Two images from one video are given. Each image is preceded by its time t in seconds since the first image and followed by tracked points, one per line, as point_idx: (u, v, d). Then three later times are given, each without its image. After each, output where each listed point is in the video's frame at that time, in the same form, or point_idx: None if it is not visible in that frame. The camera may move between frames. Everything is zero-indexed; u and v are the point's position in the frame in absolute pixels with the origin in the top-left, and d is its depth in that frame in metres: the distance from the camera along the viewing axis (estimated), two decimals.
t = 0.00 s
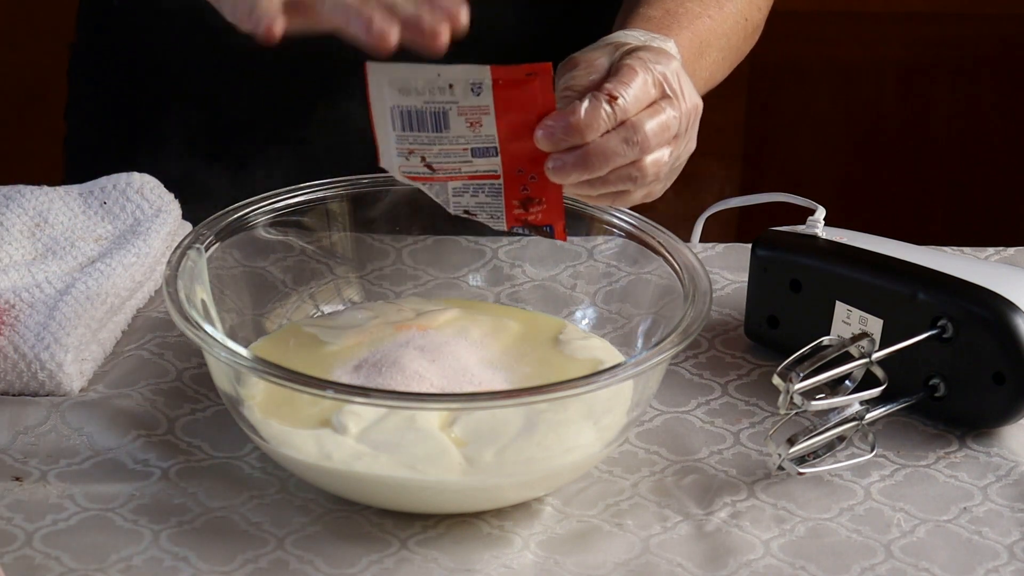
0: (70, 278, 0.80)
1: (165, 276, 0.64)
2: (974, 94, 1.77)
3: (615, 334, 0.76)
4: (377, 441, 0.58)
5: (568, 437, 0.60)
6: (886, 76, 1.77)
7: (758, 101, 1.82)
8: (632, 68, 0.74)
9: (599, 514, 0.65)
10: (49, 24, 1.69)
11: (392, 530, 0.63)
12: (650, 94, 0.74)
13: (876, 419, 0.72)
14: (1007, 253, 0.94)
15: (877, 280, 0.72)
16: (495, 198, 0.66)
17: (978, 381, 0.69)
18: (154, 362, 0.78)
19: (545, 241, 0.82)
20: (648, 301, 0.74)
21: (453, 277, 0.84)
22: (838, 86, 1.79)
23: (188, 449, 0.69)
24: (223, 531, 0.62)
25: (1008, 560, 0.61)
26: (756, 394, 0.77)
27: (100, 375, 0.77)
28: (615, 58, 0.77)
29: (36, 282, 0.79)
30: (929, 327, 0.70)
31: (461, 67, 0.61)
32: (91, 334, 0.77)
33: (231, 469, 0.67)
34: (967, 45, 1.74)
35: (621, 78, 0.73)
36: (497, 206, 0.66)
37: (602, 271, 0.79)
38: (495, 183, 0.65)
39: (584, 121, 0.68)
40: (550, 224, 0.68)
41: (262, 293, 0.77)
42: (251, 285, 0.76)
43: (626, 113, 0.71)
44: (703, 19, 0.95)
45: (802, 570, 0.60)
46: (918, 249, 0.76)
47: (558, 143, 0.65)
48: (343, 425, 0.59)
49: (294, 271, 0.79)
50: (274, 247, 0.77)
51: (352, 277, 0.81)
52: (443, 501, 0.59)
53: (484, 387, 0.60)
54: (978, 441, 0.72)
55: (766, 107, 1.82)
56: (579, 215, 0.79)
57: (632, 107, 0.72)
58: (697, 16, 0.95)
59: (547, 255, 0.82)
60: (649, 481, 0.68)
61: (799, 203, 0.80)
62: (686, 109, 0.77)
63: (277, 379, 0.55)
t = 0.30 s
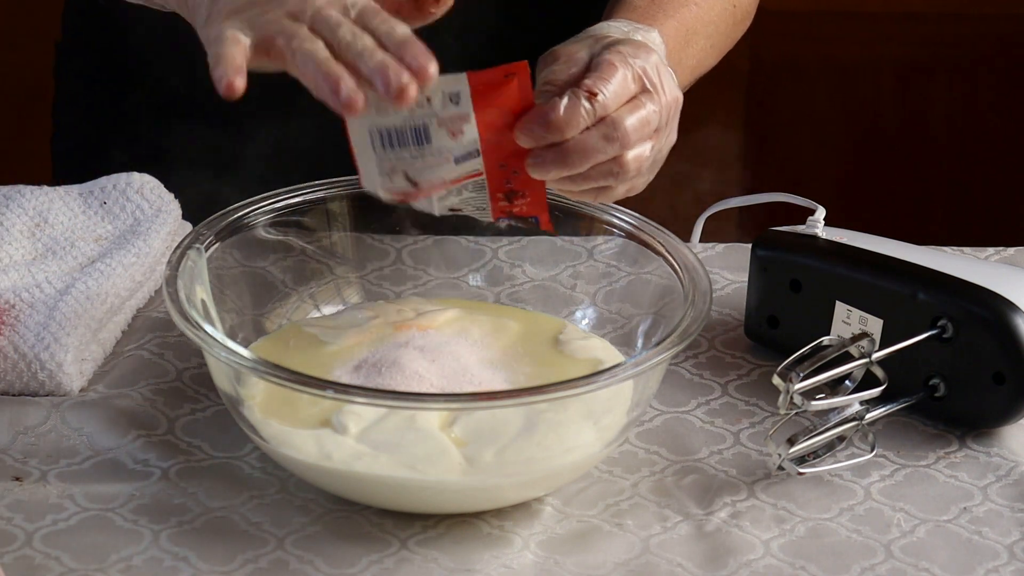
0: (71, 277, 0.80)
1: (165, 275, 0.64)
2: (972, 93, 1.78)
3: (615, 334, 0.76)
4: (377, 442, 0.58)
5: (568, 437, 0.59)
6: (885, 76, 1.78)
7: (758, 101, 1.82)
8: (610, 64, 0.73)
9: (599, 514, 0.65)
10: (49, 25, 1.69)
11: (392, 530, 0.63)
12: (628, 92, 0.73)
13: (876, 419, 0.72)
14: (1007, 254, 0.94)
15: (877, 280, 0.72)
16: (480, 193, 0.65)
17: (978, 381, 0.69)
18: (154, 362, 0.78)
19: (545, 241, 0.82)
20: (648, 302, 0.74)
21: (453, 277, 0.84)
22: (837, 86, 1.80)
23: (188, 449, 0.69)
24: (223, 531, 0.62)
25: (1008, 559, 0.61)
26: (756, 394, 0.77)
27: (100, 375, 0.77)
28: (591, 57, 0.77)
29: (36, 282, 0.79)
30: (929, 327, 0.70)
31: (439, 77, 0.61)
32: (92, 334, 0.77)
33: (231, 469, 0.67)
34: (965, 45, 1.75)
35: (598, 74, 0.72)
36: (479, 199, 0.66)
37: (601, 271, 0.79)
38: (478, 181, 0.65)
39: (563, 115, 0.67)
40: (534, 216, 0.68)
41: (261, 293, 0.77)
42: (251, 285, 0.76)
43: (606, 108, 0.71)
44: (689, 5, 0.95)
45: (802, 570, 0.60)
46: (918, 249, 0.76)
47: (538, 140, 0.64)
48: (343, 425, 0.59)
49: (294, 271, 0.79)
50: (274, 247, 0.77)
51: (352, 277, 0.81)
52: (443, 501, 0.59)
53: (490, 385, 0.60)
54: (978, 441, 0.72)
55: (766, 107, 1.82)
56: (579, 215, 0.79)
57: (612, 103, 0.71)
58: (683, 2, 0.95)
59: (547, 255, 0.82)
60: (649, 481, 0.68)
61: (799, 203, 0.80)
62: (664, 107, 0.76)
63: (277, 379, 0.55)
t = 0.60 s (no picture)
0: (70, 278, 0.80)
1: (165, 275, 0.64)
2: (972, 93, 1.78)
3: (615, 333, 0.76)
4: (377, 441, 0.58)
5: (568, 437, 0.59)
6: (885, 76, 1.78)
7: (757, 101, 1.82)
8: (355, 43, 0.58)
9: (599, 514, 0.65)
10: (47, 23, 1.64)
11: (392, 530, 0.63)
12: (418, 70, 0.60)
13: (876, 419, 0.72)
14: (1007, 254, 0.94)
15: (876, 280, 0.72)
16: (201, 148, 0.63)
17: (978, 381, 0.69)
18: (154, 362, 0.78)
19: (545, 240, 0.82)
20: (648, 301, 0.74)
21: (453, 277, 0.84)
22: (837, 86, 1.79)
23: (188, 449, 0.69)
24: (223, 531, 0.62)
25: (1008, 560, 0.61)
26: (756, 394, 0.77)
27: (100, 375, 0.77)
28: (360, 15, 0.61)
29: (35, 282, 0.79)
30: (929, 327, 0.70)
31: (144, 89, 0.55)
32: (92, 334, 0.77)
33: (231, 469, 0.67)
34: (965, 45, 1.74)
35: (352, 62, 0.57)
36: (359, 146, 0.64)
37: (601, 271, 0.79)
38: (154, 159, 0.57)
39: (329, 107, 0.55)
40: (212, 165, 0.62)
41: (261, 293, 0.77)
42: (251, 285, 0.76)
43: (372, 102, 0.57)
44: None
45: (802, 570, 0.60)
46: (919, 249, 0.76)
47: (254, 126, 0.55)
48: (343, 425, 0.59)
49: (294, 271, 0.79)
50: (274, 247, 0.77)
51: (352, 278, 0.82)
52: (443, 501, 0.59)
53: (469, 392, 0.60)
54: (978, 441, 0.72)
55: (766, 107, 1.82)
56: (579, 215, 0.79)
57: (381, 98, 0.57)
58: None
59: (547, 255, 0.82)
60: (649, 481, 0.68)
61: (799, 203, 0.80)
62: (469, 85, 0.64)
63: (277, 379, 0.55)
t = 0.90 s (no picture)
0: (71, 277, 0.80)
1: (165, 275, 0.64)
2: (972, 93, 1.78)
3: (615, 333, 0.76)
4: (378, 442, 0.58)
5: (568, 437, 0.59)
6: (885, 76, 1.78)
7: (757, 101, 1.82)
8: (66, 208, 0.59)
9: (599, 514, 0.65)
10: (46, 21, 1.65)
11: (392, 530, 0.63)
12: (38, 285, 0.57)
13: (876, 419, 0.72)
14: (1007, 253, 0.94)
15: (876, 281, 0.72)
16: None
17: (978, 381, 0.69)
18: (154, 362, 0.78)
19: (545, 241, 0.82)
20: (648, 301, 0.74)
21: (453, 277, 0.84)
22: (836, 85, 1.79)
23: (187, 449, 0.69)
24: (223, 531, 0.62)
25: (1008, 559, 0.61)
26: (756, 394, 0.77)
27: (100, 375, 0.77)
28: None
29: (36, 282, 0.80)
30: (929, 326, 0.70)
31: None
32: (92, 334, 0.77)
33: (231, 469, 0.67)
34: (965, 44, 1.74)
35: None
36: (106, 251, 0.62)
37: (602, 271, 0.79)
38: None
39: None
40: None
41: (261, 293, 0.76)
42: (251, 285, 0.76)
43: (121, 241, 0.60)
44: None
45: (802, 570, 0.60)
46: (919, 249, 0.76)
47: None
48: (343, 425, 0.59)
49: (294, 271, 0.79)
50: (274, 247, 0.77)
51: (352, 277, 0.82)
52: (443, 500, 0.59)
53: (469, 391, 0.60)
54: (978, 441, 0.72)
55: (765, 107, 1.82)
56: (579, 215, 0.79)
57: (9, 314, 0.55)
58: None
59: (547, 255, 0.82)
60: (649, 481, 0.68)
61: (799, 202, 0.80)
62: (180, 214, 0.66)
63: (277, 379, 0.55)
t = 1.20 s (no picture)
0: (71, 277, 0.80)
1: (165, 275, 0.64)
2: (973, 93, 1.78)
3: (615, 333, 0.76)
4: (378, 442, 0.58)
5: (568, 437, 0.59)
6: (885, 76, 1.78)
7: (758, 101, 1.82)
8: None
9: (599, 514, 0.65)
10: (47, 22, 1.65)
11: (392, 530, 0.63)
12: None
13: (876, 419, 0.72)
14: (1007, 253, 0.94)
15: (875, 280, 0.72)
16: None
17: (978, 380, 0.69)
18: (154, 362, 0.78)
19: (545, 240, 0.82)
20: (648, 302, 0.74)
21: (453, 277, 0.84)
22: (837, 85, 1.79)
23: (187, 449, 0.69)
24: (223, 532, 0.62)
25: (1008, 559, 0.61)
26: (756, 394, 0.77)
27: (100, 375, 0.77)
28: None
29: (36, 282, 0.79)
30: (929, 327, 0.70)
31: None
32: (92, 334, 0.77)
33: (231, 469, 0.67)
34: (966, 45, 1.74)
35: None
36: None
37: (602, 271, 0.79)
38: None
39: None
40: None
41: (261, 293, 0.77)
42: (251, 285, 0.76)
43: None
44: None
45: (802, 570, 0.60)
46: (919, 249, 0.76)
47: None
48: (343, 425, 0.59)
49: (294, 271, 0.79)
50: (274, 246, 0.77)
51: (352, 277, 0.82)
52: (443, 501, 0.59)
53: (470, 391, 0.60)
54: (978, 441, 0.72)
55: (766, 107, 1.82)
56: (579, 215, 0.79)
57: None
58: None
59: (547, 255, 0.82)
60: (649, 481, 0.68)
61: (800, 202, 0.80)
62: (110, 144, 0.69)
63: (277, 379, 0.55)
